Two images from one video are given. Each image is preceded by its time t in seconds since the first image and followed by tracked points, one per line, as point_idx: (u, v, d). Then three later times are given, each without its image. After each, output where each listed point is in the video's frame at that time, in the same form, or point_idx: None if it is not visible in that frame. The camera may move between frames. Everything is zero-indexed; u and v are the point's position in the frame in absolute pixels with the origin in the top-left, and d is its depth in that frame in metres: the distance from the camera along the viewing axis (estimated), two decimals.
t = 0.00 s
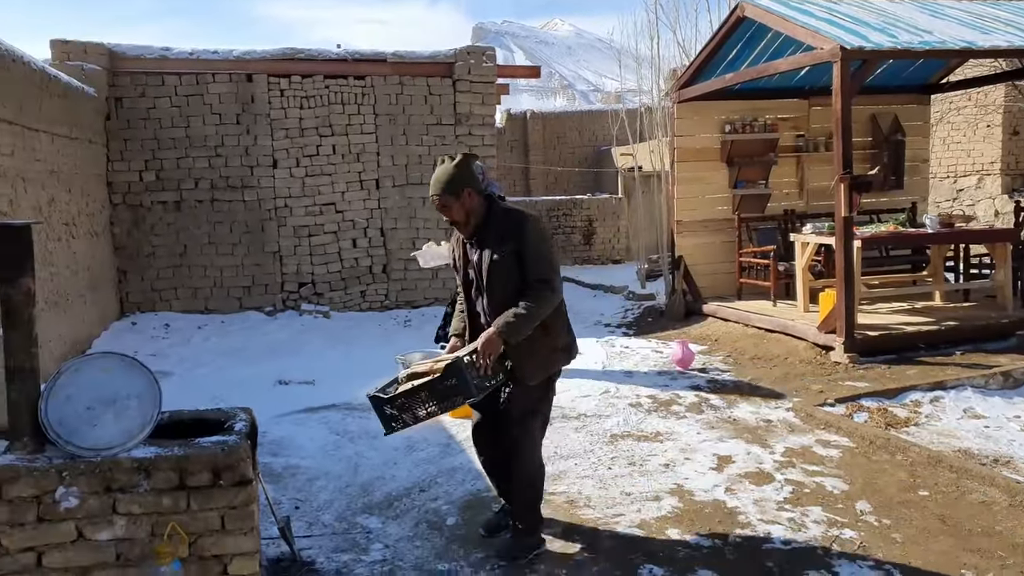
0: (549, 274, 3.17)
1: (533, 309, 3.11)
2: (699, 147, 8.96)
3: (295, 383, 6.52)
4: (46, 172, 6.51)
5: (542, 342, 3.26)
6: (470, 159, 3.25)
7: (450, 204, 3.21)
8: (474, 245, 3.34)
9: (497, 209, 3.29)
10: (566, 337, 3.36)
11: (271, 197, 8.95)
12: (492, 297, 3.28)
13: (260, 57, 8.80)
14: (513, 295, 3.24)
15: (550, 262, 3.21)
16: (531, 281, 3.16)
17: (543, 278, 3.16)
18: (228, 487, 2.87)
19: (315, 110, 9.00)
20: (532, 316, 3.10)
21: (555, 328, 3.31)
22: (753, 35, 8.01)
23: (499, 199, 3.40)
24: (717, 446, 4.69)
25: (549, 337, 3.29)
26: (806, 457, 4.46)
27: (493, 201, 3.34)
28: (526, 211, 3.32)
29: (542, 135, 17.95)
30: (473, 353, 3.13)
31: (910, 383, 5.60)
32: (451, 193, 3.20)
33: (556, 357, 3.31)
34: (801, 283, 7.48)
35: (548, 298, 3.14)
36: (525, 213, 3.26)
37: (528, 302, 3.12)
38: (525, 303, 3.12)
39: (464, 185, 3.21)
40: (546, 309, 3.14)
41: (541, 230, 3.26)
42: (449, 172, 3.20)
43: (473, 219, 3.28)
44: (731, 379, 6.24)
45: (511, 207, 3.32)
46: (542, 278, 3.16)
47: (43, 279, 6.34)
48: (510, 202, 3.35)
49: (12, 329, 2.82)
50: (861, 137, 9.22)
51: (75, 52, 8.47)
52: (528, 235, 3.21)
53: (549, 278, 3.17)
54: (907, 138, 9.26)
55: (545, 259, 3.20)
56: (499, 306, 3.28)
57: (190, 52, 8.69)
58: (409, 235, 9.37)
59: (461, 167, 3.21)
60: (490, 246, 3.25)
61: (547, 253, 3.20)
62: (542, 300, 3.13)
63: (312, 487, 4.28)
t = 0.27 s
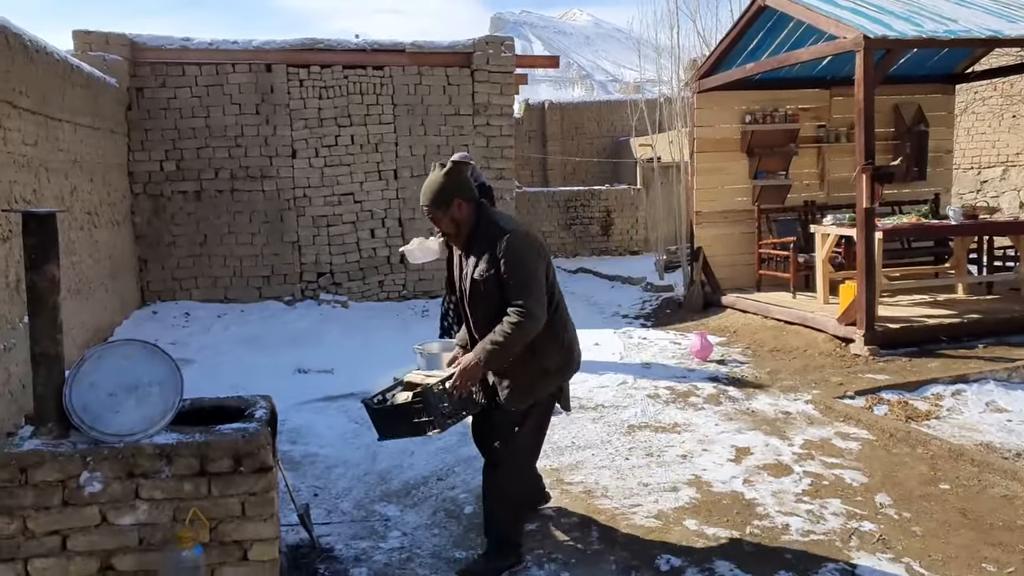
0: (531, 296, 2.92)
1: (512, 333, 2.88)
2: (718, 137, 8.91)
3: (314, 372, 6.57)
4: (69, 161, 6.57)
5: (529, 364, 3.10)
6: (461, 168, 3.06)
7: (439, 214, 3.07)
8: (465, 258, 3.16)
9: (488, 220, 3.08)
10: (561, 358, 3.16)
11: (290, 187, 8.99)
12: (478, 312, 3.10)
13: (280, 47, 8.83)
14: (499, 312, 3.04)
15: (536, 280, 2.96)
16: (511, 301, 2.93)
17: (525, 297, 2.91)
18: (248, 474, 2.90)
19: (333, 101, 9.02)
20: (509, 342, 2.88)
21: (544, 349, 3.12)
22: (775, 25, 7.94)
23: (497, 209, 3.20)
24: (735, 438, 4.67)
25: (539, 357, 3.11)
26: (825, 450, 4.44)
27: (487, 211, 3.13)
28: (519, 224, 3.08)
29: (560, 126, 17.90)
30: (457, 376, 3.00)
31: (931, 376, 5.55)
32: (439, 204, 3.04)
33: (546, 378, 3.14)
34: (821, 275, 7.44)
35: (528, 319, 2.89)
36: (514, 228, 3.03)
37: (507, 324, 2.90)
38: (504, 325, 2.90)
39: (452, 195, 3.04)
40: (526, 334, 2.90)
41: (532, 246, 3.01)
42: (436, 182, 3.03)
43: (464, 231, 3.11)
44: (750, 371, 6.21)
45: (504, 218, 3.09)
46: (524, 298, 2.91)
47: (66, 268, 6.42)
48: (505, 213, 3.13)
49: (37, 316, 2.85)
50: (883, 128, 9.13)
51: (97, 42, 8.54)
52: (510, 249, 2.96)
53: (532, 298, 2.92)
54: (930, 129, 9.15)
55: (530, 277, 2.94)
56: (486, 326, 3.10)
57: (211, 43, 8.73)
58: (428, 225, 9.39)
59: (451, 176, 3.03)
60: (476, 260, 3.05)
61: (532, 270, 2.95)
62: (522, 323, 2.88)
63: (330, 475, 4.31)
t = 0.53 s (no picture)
0: (530, 281, 2.83)
1: (525, 327, 2.81)
2: (736, 129, 8.85)
3: (330, 362, 6.60)
4: (88, 151, 6.62)
5: (547, 354, 3.07)
6: (434, 173, 2.99)
7: (417, 224, 3.02)
8: (453, 265, 3.10)
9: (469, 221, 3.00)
10: (577, 339, 3.12)
11: (306, 178, 9.02)
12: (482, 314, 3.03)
13: (297, 38, 8.85)
14: (504, 309, 2.97)
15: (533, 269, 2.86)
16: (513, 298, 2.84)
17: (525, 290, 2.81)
18: (265, 462, 2.93)
19: (350, 92, 9.03)
20: (524, 338, 2.81)
21: (559, 335, 3.08)
22: (793, 15, 7.88)
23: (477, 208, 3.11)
24: (751, 431, 4.66)
25: (555, 343, 3.08)
26: (841, 443, 4.42)
27: (466, 212, 3.06)
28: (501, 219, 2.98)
29: (576, 117, 17.83)
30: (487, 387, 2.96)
31: (950, 370, 5.51)
32: (417, 214, 2.99)
33: (567, 364, 3.11)
34: (838, 268, 7.39)
35: (536, 312, 2.81)
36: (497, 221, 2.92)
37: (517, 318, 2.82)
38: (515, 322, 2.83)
39: (429, 204, 2.98)
40: (539, 326, 2.83)
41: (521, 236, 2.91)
42: (410, 194, 2.96)
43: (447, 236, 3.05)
44: (766, 364, 6.19)
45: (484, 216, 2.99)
46: (526, 291, 2.81)
47: (85, 257, 6.48)
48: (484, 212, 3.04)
49: (57, 304, 2.88)
50: (903, 120, 9.04)
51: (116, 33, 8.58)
52: (498, 244, 2.86)
53: (533, 287, 2.82)
54: (951, 121, 9.05)
55: (527, 269, 2.84)
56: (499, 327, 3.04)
57: (228, 34, 8.77)
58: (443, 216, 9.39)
59: (424, 184, 2.97)
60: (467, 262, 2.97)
61: (526, 262, 2.85)
62: (532, 316, 2.81)
63: (346, 464, 4.34)
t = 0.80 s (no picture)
0: (532, 277, 2.89)
1: (540, 315, 2.86)
2: (750, 121, 8.81)
3: (342, 354, 6.63)
4: (103, 144, 6.66)
5: (568, 344, 3.08)
6: (408, 220, 2.99)
7: (402, 276, 3.02)
8: (444, 303, 3.09)
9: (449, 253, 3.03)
10: (590, 324, 3.14)
11: (319, 171, 9.05)
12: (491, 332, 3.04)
13: (310, 31, 8.86)
14: (512, 315, 2.99)
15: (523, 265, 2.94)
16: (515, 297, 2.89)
17: (525, 285, 2.88)
18: (279, 453, 2.95)
19: (362, 85, 9.04)
20: (542, 327, 2.86)
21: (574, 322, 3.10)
22: (809, 8, 7.83)
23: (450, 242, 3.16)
24: (763, 424, 4.65)
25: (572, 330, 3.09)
26: (855, 438, 4.40)
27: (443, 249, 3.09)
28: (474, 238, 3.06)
29: (589, 110, 17.77)
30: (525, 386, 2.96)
31: (965, 365, 5.48)
32: (399, 265, 2.98)
33: (588, 351, 3.12)
34: (852, 262, 7.35)
35: (544, 301, 2.86)
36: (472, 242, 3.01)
37: (534, 314, 2.86)
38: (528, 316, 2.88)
39: (408, 251, 2.97)
40: (551, 314, 2.88)
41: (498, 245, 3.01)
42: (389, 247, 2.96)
43: (433, 277, 3.04)
44: (779, 358, 6.17)
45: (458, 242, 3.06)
46: (527, 285, 2.88)
47: (100, 249, 6.52)
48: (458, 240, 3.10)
49: (73, 295, 2.90)
50: (919, 113, 8.97)
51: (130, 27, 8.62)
52: (483, 260, 2.94)
53: (531, 279, 2.88)
54: (968, 114, 8.98)
55: (518, 267, 2.92)
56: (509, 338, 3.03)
57: (241, 27, 8.79)
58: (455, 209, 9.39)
59: (402, 234, 2.96)
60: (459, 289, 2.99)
61: (514, 262, 2.92)
62: (542, 304, 2.86)
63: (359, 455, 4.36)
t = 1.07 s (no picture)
0: (520, 285, 2.90)
1: (536, 320, 2.86)
2: (759, 115, 8.78)
3: (351, 348, 6.65)
4: (113, 139, 6.68)
5: (569, 341, 3.07)
6: (392, 257, 2.95)
7: (393, 314, 2.97)
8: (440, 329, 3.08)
9: (435, 282, 3.01)
10: (586, 318, 3.13)
11: (327, 165, 9.06)
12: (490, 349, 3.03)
13: (318, 26, 8.87)
14: (507, 326, 2.99)
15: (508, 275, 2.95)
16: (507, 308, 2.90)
17: (514, 294, 2.89)
18: (289, 447, 2.96)
19: (371, 79, 9.04)
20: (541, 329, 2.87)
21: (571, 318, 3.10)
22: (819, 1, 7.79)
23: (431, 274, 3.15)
24: (773, 419, 4.64)
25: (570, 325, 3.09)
26: (864, 432, 4.39)
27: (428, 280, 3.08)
28: (454, 262, 3.07)
29: (597, 104, 17.73)
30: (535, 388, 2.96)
31: (976, 360, 5.45)
32: (391, 304, 2.94)
33: (590, 344, 3.11)
34: (863, 256, 7.31)
35: (536, 305, 2.86)
36: (453, 267, 3.02)
37: (530, 321, 2.87)
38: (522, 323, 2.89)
39: (398, 288, 2.93)
40: (546, 316, 2.88)
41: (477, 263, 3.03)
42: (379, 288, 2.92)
43: (426, 310, 3.01)
44: (789, 352, 6.15)
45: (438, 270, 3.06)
46: (515, 292, 2.89)
47: (111, 244, 6.55)
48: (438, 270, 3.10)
49: (84, 290, 2.92)
50: (930, 106, 8.91)
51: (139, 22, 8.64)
52: (469, 280, 2.95)
53: (518, 287, 2.89)
54: (980, 107, 8.92)
55: (503, 279, 2.93)
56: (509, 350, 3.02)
57: (250, 22, 8.80)
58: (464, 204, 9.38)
59: (389, 273, 2.92)
60: (452, 313, 2.99)
61: (499, 275, 2.94)
62: (535, 308, 2.86)
63: (368, 450, 4.37)
